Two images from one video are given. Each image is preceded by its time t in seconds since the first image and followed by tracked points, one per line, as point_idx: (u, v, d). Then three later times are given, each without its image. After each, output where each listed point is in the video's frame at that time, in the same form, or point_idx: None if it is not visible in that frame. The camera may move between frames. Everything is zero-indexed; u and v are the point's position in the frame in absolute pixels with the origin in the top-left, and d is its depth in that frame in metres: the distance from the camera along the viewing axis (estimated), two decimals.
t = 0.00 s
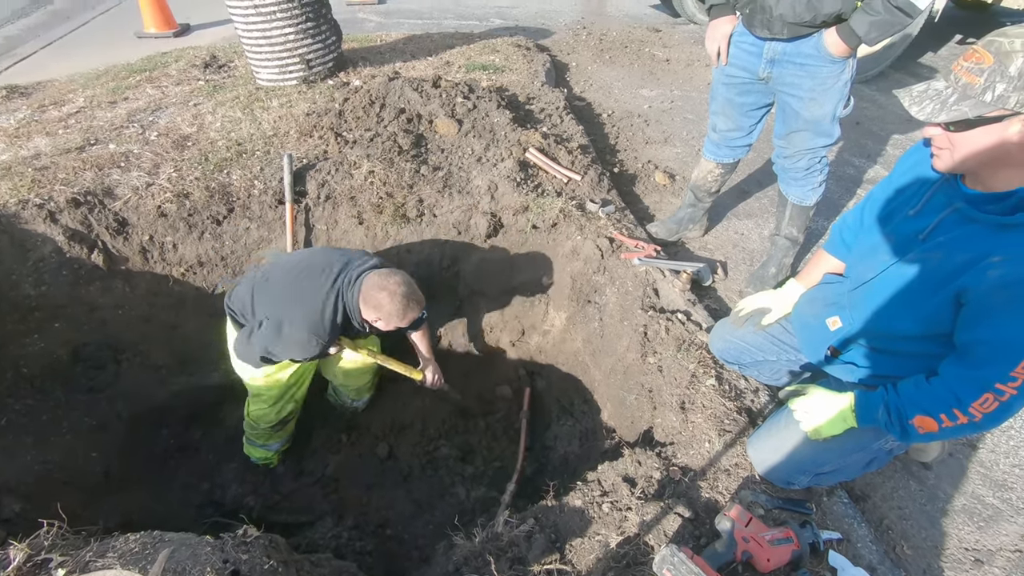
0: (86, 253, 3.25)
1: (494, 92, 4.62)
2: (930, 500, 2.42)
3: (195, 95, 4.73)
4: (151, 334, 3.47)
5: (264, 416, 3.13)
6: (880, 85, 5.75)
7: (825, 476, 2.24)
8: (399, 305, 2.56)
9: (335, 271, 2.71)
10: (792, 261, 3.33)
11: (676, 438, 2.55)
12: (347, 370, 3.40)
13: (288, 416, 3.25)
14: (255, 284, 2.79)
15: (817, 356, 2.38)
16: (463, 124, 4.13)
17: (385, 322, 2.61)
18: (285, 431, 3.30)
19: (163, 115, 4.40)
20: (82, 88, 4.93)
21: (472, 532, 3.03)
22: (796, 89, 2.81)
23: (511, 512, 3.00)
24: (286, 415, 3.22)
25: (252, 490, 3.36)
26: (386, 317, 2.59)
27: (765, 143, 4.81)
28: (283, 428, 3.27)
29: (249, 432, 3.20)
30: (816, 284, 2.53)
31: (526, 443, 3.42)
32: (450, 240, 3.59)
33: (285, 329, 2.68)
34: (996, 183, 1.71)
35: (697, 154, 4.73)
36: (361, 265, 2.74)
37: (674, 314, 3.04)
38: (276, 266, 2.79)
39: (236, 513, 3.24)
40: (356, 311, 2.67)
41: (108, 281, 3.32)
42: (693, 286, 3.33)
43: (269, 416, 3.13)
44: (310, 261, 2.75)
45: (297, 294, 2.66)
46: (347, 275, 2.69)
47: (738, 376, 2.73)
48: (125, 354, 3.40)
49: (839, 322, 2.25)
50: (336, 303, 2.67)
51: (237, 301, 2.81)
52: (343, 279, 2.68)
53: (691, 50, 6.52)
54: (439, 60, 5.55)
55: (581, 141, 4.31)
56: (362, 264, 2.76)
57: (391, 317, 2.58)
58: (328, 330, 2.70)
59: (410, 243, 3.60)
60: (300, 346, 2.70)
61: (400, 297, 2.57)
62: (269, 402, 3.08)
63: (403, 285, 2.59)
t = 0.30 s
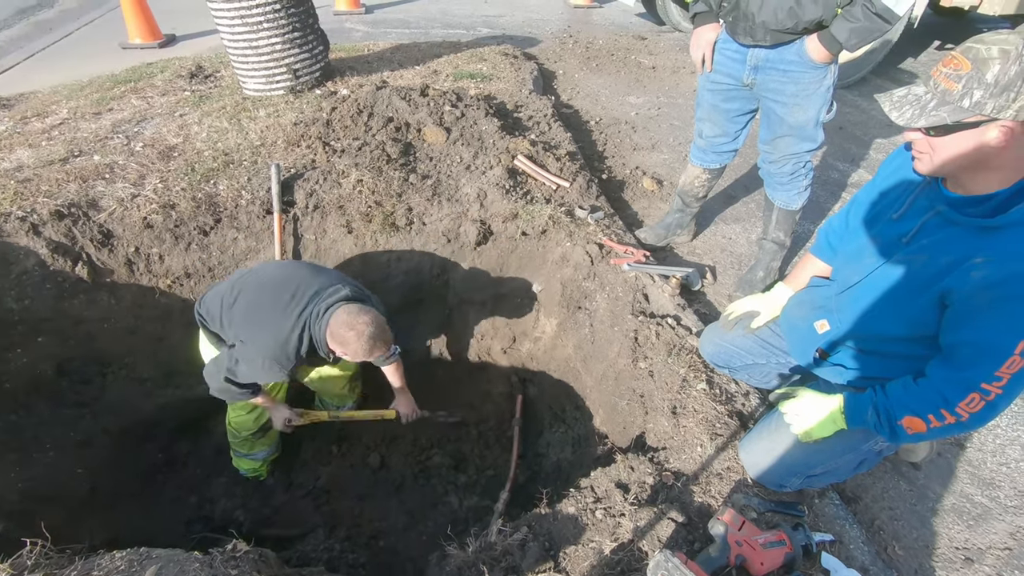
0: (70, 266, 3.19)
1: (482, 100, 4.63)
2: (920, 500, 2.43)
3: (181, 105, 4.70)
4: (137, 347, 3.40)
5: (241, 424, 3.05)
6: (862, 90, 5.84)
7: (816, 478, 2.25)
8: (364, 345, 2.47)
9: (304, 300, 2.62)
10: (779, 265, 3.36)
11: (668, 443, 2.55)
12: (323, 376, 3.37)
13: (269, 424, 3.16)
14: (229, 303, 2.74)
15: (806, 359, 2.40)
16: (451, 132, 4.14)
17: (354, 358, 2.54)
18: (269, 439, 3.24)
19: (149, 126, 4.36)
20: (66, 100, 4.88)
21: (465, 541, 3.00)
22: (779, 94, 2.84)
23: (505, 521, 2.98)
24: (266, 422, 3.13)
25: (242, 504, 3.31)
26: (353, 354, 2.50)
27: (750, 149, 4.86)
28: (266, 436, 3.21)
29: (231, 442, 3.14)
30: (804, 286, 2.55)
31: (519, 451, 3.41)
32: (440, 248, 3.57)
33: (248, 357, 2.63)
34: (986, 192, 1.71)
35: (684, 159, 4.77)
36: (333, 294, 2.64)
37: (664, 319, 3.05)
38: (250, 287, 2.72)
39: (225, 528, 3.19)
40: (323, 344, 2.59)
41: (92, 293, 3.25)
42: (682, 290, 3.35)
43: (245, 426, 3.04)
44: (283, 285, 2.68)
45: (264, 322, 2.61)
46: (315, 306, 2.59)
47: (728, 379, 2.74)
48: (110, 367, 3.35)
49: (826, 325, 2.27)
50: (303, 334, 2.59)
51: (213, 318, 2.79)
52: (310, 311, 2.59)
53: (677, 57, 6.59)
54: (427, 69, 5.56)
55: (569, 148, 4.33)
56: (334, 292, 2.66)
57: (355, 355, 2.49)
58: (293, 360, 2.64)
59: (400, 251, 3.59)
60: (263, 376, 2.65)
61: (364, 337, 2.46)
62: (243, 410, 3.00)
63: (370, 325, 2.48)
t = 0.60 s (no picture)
0: (58, 272, 3.17)
1: (473, 102, 4.63)
2: (912, 495, 2.45)
3: (169, 109, 4.67)
4: (127, 353, 3.40)
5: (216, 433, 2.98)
6: (849, 90, 5.90)
7: (809, 476, 2.26)
8: (311, 338, 2.41)
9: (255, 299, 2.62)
10: (770, 264, 3.37)
11: (662, 443, 2.55)
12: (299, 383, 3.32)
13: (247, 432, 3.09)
14: (180, 304, 2.72)
15: (797, 358, 2.42)
16: (442, 135, 4.13)
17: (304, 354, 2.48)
18: (255, 445, 3.19)
19: (137, 130, 4.33)
20: (52, 105, 4.83)
21: (460, 545, 2.99)
22: (767, 95, 2.86)
23: (500, 524, 2.96)
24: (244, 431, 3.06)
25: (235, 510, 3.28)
26: (303, 350, 2.45)
27: (740, 149, 4.89)
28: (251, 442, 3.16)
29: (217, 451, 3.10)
30: (795, 285, 2.57)
31: (513, 453, 3.40)
32: (432, 250, 3.57)
33: (197, 355, 2.61)
34: (970, 190, 1.73)
35: (675, 160, 4.79)
36: (285, 292, 2.64)
37: (657, 319, 3.05)
38: (201, 288, 2.70)
39: (218, 535, 3.15)
40: (273, 340, 2.56)
41: (80, 300, 3.24)
42: (675, 290, 3.36)
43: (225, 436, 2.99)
44: (235, 285, 2.68)
45: (213, 320, 2.59)
46: (265, 304, 2.59)
47: (721, 378, 2.75)
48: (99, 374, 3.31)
49: (817, 324, 2.29)
50: (254, 332, 2.58)
51: (167, 322, 2.75)
52: (261, 310, 2.58)
53: (666, 58, 6.62)
54: (417, 72, 5.56)
55: (560, 150, 4.34)
56: (285, 290, 2.66)
57: (304, 349, 2.44)
58: (242, 358, 2.61)
59: (392, 254, 3.58)
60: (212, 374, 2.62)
61: (309, 330, 2.42)
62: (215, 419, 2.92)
63: (316, 318, 2.44)
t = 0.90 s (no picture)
0: (46, 273, 3.15)
1: (465, 99, 4.62)
2: (903, 488, 2.47)
3: (158, 107, 4.63)
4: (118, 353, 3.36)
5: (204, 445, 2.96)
6: (839, 86, 5.93)
7: (802, 470, 2.28)
8: (236, 247, 2.23)
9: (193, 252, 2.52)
10: (762, 259, 3.39)
11: (656, 438, 2.56)
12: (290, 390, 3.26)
13: (235, 442, 3.06)
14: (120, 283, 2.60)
15: (789, 352, 2.44)
16: (434, 132, 4.11)
17: (232, 278, 2.28)
18: (246, 449, 3.14)
19: (125, 129, 4.29)
20: (38, 103, 4.78)
21: (456, 542, 2.99)
22: (757, 91, 2.87)
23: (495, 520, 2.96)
24: (232, 441, 3.03)
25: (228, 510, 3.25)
26: (230, 271, 2.26)
27: (732, 145, 4.91)
28: (241, 447, 3.11)
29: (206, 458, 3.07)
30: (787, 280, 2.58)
31: (508, 450, 3.40)
32: (425, 248, 3.56)
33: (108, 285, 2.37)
34: (960, 186, 1.74)
35: (667, 156, 4.80)
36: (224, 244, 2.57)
37: (650, 315, 3.06)
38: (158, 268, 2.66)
39: (211, 536, 3.12)
40: (198, 272, 2.38)
41: (69, 300, 3.21)
42: (667, 286, 3.37)
43: (212, 443, 2.95)
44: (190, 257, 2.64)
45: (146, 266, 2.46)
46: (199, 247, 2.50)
47: (714, 374, 2.76)
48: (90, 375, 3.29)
49: (809, 319, 2.30)
50: (179, 268, 2.43)
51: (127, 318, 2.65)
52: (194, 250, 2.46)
53: (658, 54, 6.63)
54: (409, 69, 5.53)
55: (552, 147, 4.33)
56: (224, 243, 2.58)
57: (228, 263, 2.24)
58: (157, 289, 2.36)
59: (385, 252, 3.57)
60: (117, 303, 2.33)
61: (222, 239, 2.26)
62: (201, 432, 2.89)
63: (240, 230, 2.28)
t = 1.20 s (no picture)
0: (36, 273, 3.15)
1: (459, 97, 4.61)
2: (895, 482, 2.49)
3: (149, 106, 4.60)
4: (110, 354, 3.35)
5: (190, 452, 2.91)
6: (831, 84, 5.95)
7: (796, 465, 2.29)
8: (227, 218, 2.26)
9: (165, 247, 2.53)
10: (755, 257, 3.40)
11: (651, 436, 2.57)
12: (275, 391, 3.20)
13: (223, 448, 3.02)
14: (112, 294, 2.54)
15: (782, 349, 2.45)
16: (427, 130, 4.10)
17: (223, 250, 2.28)
18: (235, 453, 3.11)
19: (115, 128, 4.26)
20: (27, 102, 4.74)
21: (451, 541, 2.99)
22: (748, 89, 2.88)
23: (491, 519, 2.96)
24: (220, 447, 2.99)
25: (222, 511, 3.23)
26: (221, 242, 2.27)
27: (724, 142, 4.92)
28: (230, 451, 3.08)
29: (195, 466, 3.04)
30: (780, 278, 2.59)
31: (503, 449, 3.40)
32: (419, 247, 3.56)
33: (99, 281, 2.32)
34: (953, 181, 1.76)
35: (660, 154, 4.81)
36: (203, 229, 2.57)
37: (644, 313, 3.07)
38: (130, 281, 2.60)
39: (206, 537, 3.10)
40: (186, 249, 2.37)
41: (60, 301, 3.20)
42: (661, 284, 3.38)
43: (198, 451, 2.91)
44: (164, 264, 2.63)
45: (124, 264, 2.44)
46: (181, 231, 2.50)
47: (708, 371, 2.77)
48: (81, 376, 3.27)
49: (802, 315, 2.31)
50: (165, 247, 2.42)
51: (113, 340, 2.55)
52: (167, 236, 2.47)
53: (651, 53, 6.64)
54: (401, 67, 5.52)
55: (546, 145, 4.33)
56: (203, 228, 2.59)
57: (218, 233, 2.25)
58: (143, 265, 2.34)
59: (379, 251, 3.56)
60: (117, 287, 2.28)
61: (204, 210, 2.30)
62: (186, 440, 2.84)
63: (225, 202, 2.31)
